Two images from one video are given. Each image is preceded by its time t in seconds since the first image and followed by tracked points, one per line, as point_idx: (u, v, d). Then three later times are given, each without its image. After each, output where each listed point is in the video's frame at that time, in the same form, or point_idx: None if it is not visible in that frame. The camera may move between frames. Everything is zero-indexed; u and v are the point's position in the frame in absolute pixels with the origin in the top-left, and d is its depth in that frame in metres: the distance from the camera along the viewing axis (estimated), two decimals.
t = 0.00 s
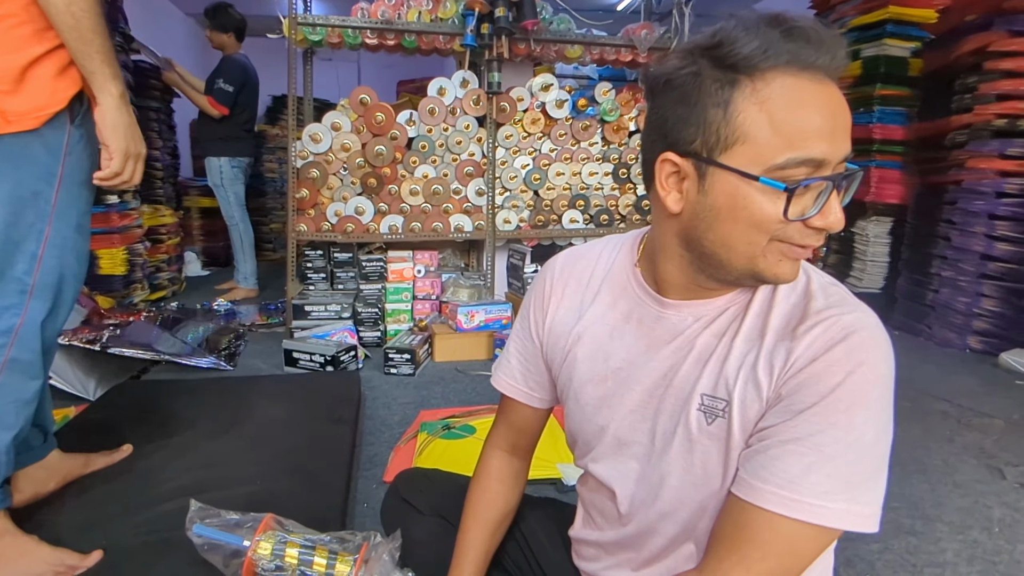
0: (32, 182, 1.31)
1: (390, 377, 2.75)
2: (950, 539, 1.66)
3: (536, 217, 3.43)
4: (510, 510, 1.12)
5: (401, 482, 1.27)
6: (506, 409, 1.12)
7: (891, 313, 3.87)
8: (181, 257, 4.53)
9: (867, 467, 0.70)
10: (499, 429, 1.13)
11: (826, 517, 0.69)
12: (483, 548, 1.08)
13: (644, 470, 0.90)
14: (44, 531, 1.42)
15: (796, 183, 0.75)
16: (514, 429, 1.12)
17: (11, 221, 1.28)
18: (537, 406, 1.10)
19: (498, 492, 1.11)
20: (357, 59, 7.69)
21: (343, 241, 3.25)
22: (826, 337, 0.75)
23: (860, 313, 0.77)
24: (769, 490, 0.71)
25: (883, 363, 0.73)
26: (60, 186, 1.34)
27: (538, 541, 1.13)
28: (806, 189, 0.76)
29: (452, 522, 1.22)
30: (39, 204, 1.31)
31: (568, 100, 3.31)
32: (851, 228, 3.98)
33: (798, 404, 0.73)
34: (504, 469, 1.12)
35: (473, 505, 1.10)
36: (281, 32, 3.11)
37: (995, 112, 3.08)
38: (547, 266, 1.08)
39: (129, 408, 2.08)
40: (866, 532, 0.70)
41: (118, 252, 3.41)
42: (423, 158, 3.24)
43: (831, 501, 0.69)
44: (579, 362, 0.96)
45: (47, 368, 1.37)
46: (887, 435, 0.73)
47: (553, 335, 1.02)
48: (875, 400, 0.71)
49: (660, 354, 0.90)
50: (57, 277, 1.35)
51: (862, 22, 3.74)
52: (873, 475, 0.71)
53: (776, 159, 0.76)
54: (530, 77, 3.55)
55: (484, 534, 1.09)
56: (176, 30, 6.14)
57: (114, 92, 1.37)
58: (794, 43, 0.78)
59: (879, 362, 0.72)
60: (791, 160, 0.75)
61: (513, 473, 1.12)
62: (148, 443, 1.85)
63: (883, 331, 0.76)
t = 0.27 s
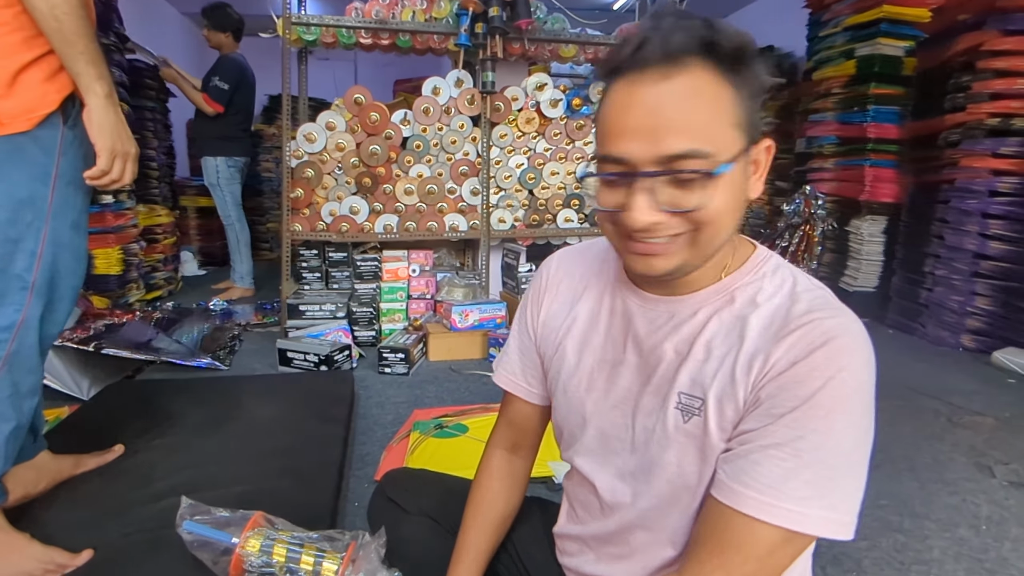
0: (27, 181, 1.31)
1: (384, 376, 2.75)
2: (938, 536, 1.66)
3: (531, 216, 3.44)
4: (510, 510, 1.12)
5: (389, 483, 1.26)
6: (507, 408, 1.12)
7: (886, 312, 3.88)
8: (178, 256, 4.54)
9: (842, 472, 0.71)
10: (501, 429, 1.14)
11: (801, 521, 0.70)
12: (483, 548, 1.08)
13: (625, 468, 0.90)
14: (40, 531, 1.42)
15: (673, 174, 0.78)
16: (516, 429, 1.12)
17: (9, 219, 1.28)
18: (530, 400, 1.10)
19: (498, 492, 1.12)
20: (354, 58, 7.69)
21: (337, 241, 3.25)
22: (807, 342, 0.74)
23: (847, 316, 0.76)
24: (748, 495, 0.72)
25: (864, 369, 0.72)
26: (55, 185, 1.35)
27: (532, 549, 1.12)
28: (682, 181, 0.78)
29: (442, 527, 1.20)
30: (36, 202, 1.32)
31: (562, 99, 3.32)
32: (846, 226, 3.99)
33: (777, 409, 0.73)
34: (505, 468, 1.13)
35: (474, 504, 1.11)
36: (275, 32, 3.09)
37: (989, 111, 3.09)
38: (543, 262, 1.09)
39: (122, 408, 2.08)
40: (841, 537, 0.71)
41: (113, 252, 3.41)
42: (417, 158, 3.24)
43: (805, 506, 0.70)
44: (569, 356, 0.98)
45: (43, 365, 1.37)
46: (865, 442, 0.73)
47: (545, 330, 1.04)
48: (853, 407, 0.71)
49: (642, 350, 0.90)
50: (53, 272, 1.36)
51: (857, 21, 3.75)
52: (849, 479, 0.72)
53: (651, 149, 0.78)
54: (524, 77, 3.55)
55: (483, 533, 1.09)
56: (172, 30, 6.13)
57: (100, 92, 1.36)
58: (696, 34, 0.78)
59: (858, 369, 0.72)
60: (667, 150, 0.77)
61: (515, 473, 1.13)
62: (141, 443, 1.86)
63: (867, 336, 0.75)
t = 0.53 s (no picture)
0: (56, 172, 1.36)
1: (380, 376, 2.75)
2: (931, 533, 1.67)
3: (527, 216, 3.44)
4: (534, 500, 1.13)
5: (394, 478, 1.26)
6: (536, 400, 1.15)
7: (881, 310, 3.89)
8: (173, 256, 4.52)
9: (771, 489, 0.65)
10: (530, 421, 1.16)
11: (720, 534, 0.64)
12: (501, 533, 1.09)
13: (601, 463, 0.92)
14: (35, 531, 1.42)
15: (558, 165, 0.86)
16: (543, 419, 1.14)
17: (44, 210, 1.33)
18: (546, 387, 1.12)
19: (522, 481, 1.13)
20: (349, 57, 7.68)
21: (332, 240, 3.24)
22: (747, 349, 0.71)
23: (802, 327, 0.72)
24: (670, 499, 0.67)
25: (804, 380, 0.67)
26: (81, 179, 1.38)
27: (543, 545, 1.11)
28: (564, 170, 0.86)
29: (450, 526, 1.22)
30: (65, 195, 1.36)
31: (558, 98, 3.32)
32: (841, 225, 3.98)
33: (705, 413, 0.70)
34: (532, 459, 1.14)
35: (498, 489, 1.12)
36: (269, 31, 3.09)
37: (982, 110, 3.10)
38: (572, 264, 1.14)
39: (115, 408, 2.07)
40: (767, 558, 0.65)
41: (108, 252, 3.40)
42: (412, 156, 3.25)
43: (720, 516, 0.65)
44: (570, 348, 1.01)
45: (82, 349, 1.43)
46: (805, 459, 0.66)
47: (555, 326, 1.08)
48: (785, 418, 0.66)
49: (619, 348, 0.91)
50: (91, 264, 1.39)
51: (851, 20, 3.76)
52: (778, 496, 0.65)
53: (541, 146, 0.88)
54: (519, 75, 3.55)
55: (504, 520, 1.10)
56: (167, 29, 6.12)
57: (104, 92, 1.38)
58: (590, 43, 0.86)
59: (793, 378, 0.67)
60: (554, 146, 0.87)
61: (541, 464, 1.14)
62: (134, 442, 1.85)
63: (819, 348, 0.70)
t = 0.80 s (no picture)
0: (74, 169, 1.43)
1: (379, 376, 2.75)
2: (929, 532, 1.68)
3: (525, 216, 3.44)
4: (529, 499, 1.14)
5: (389, 481, 1.27)
6: (535, 399, 1.16)
7: (879, 310, 3.90)
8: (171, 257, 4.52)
9: (723, 497, 0.65)
10: (528, 420, 1.17)
11: (674, 541, 0.66)
12: (496, 533, 1.10)
13: (586, 460, 0.94)
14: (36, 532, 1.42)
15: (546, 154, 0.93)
16: (542, 419, 1.15)
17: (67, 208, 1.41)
18: (547, 382, 1.14)
19: (518, 480, 1.14)
20: (347, 57, 7.67)
21: (331, 241, 3.24)
22: (709, 351, 0.72)
23: (765, 330, 0.71)
24: (630, 503, 0.69)
25: (761, 385, 0.67)
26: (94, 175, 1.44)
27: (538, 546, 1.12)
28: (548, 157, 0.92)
29: (445, 526, 1.22)
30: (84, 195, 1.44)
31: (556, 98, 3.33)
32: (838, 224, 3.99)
33: (663, 416, 0.71)
34: (528, 458, 1.15)
35: (495, 489, 1.13)
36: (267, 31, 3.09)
37: (978, 110, 3.11)
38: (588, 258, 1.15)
39: (115, 409, 2.08)
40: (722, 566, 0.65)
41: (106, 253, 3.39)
42: (411, 157, 3.25)
43: (673, 523, 0.66)
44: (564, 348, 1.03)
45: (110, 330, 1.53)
46: (759, 468, 0.65)
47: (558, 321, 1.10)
48: (739, 424, 0.65)
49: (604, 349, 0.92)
50: (110, 254, 1.47)
51: (848, 20, 3.77)
52: (731, 504, 0.65)
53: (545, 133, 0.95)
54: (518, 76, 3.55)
55: (500, 519, 1.11)
56: (165, 29, 6.11)
57: (114, 79, 1.42)
58: (591, 44, 0.88)
59: (749, 384, 0.67)
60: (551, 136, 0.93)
61: (536, 464, 1.15)
62: (133, 443, 1.85)
63: (781, 352, 0.69)
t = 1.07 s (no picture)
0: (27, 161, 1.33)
1: (379, 376, 2.75)
2: (930, 530, 1.68)
3: (525, 216, 3.45)
4: (536, 496, 1.14)
5: (394, 479, 1.28)
6: (544, 395, 1.17)
7: (878, 309, 3.91)
8: (170, 257, 4.52)
9: (735, 502, 0.65)
10: (538, 416, 1.17)
11: (685, 545, 0.66)
12: (502, 531, 1.09)
13: (594, 460, 0.94)
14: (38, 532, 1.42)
15: (570, 139, 0.92)
16: (550, 416, 1.16)
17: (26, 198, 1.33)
18: (558, 379, 1.15)
19: (526, 477, 1.14)
20: (346, 57, 7.66)
21: (331, 241, 3.24)
22: (721, 354, 0.72)
23: (777, 335, 0.71)
24: (641, 506, 0.69)
25: (773, 389, 0.67)
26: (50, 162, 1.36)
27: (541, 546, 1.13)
28: (574, 144, 0.91)
29: (450, 526, 1.21)
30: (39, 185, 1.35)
31: (556, 98, 3.33)
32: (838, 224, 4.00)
33: (674, 418, 0.71)
34: (536, 455, 1.15)
35: (502, 485, 1.13)
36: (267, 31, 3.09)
37: (977, 109, 3.12)
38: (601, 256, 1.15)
39: (114, 409, 2.08)
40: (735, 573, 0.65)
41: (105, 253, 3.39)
42: (411, 157, 3.25)
43: (683, 527, 0.66)
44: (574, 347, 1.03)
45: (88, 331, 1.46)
46: (772, 473, 0.65)
47: (571, 318, 1.10)
48: (751, 429, 0.66)
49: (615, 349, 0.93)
50: (79, 248, 1.39)
51: (847, 21, 3.78)
52: (743, 509, 0.65)
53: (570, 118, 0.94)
54: (517, 76, 3.56)
55: (506, 516, 1.10)
56: (164, 29, 6.11)
57: (94, 76, 1.39)
58: (627, 35, 0.87)
59: (761, 388, 0.67)
60: (575, 121, 0.93)
61: (545, 461, 1.15)
62: (134, 444, 1.85)
63: (794, 356, 0.69)
